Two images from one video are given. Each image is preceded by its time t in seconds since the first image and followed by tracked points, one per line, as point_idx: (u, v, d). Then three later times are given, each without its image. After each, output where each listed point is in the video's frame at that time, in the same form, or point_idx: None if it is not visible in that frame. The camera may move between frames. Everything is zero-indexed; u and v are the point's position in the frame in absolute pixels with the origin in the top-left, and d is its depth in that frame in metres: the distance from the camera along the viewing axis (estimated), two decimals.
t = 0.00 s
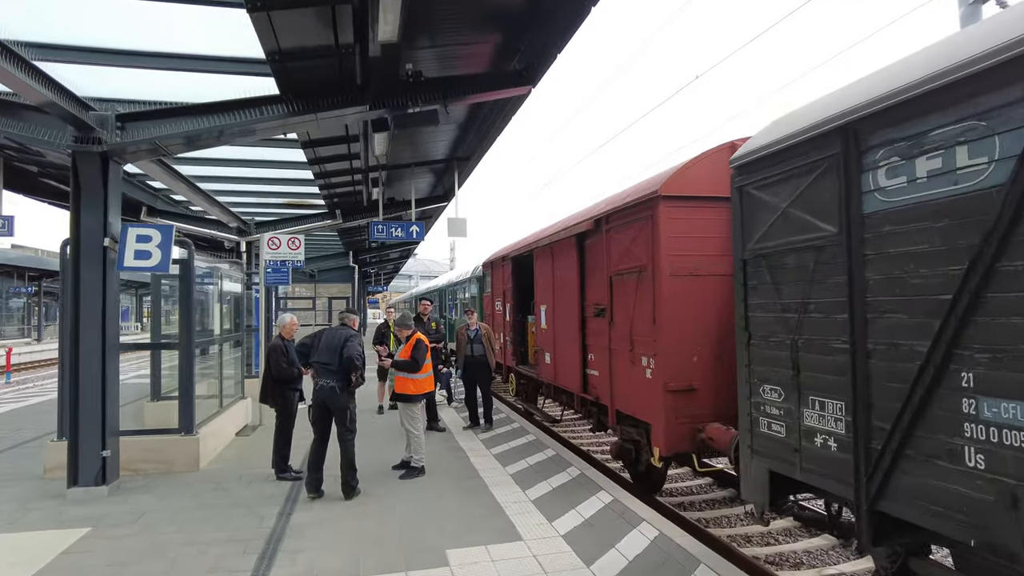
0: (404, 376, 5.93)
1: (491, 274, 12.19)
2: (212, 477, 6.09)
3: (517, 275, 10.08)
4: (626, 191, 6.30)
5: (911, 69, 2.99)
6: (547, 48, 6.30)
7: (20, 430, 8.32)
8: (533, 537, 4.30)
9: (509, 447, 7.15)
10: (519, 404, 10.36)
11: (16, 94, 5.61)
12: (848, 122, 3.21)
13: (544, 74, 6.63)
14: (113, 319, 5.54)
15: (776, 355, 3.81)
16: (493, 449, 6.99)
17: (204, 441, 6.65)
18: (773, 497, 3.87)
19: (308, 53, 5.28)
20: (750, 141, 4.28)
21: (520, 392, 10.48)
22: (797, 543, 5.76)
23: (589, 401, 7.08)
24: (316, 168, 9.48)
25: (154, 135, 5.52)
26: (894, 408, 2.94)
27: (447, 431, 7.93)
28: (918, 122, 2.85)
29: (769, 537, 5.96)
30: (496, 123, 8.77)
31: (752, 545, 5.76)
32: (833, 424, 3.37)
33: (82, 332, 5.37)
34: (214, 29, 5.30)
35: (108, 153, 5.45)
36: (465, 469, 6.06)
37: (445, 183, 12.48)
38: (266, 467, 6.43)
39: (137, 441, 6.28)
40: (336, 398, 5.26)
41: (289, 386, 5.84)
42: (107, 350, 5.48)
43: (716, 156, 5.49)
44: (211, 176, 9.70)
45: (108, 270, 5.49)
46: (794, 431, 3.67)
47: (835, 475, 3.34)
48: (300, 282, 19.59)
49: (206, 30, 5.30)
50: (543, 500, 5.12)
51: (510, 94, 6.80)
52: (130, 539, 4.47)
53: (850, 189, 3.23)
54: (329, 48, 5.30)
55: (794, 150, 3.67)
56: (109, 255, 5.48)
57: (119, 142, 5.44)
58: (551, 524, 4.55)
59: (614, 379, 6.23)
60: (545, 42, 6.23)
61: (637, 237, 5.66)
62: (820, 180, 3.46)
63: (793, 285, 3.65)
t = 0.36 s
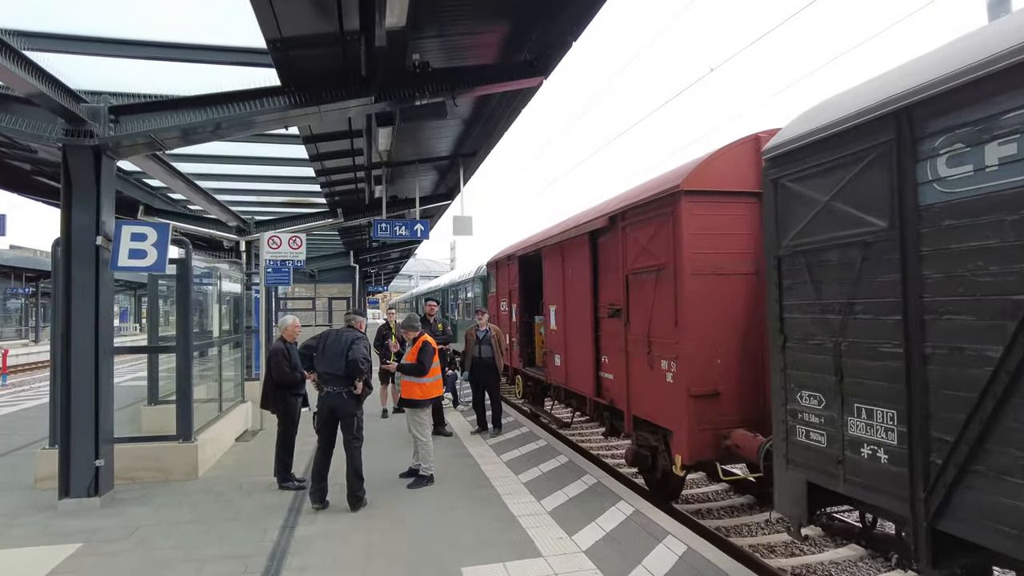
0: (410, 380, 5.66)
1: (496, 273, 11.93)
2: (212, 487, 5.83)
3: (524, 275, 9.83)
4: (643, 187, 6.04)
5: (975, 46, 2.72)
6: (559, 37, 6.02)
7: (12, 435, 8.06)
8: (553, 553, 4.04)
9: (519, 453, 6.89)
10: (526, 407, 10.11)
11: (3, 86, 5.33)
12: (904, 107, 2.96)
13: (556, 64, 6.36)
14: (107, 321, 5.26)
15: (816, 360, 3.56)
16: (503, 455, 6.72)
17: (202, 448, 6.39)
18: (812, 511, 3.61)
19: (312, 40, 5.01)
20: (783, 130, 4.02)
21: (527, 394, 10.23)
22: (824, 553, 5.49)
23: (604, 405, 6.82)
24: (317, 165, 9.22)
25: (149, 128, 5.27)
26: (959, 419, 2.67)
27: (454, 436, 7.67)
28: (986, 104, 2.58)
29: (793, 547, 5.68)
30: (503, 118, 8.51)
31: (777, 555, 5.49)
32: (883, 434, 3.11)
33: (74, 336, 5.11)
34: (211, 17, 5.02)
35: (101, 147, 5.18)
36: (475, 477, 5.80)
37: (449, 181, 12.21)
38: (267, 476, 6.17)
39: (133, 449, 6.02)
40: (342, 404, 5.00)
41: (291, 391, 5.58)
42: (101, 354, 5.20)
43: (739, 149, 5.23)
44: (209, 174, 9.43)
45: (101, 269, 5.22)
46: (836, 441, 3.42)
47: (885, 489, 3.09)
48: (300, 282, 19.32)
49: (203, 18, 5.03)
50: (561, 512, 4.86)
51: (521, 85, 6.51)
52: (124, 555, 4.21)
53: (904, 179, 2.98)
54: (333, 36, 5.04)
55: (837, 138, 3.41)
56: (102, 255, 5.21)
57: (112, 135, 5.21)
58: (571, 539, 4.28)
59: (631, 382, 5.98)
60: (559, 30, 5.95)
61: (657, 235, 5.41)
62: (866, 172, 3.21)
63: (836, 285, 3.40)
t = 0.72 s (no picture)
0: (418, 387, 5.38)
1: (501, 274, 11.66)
2: (210, 498, 5.54)
3: (533, 276, 9.56)
4: (663, 183, 5.77)
5: None
6: (576, 26, 5.73)
7: (3, 442, 7.76)
8: None
9: (531, 461, 6.60)
10: (534, 412, 9.81)
11: None
12: (974, 91, 2.68)
13: (572, 55, 6.10)
14: (99, 325, 4.97)
15: (865, 368, 3.28)
16: (515, 465, 6.44)
17: (201, 458, 6.10)
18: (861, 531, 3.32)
19: (316, 28, 4.73)
20: (824, 120, 3.75)
21: (534, 399, 9.94)
22: (855, 568, 5.20)
23: (619, 412, 6.55)
24: (320, 163, 8.94)
25: (144, 120, 4.98)
26: None
27: (462, 443, 7.38)
28: None
29: (821, 562, 5.35)
30: (513, 114, 8.25)
31: (805, 570, 5.19)
32: (947, 450, 2.80)
33: (64, 340, 4.82)
34: (210, 4, 4.74)
35: (93, 141, 4.88)
36: (487, 489, 5.52)
37: (453, 180, 11.94)
38: (268, 486, 5.88)
39: (127, 459, 5.73)
40: (347, 413, 4.72)
41: (296, 398, 5.30)
42: (93, 359, 4.91)
43: (766, 143, 4.99)
44: (208, 172, 9.15)
45: (94, 270, 4.93)
46: (890, 456, 3.12)
47: (949, 512, 2.79)
48: (300, 283, 19.04)
49: (202, 4, 4.74)
50: (581, 529, 4.57)
51: (535, 77, 6.23)
52: None
53: (972, 170, 2.70)
54: (340, 23, 4.76)
55: (890, 128, 3.14)
56: (94, 254, 4.92)
57: (105, 128, 4.90)
58: (596, 560, 4.00)
59: (650, 388, 5.70)
60: (576, 19, 5.67)
61: (680, 234, 5.15)
62: (927, 163, 2.94)
63: (889, 286, 3.12)
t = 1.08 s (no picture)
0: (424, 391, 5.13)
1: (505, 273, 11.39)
2: (206, 509, 5.26)
3: (539, 274, 9.29)
4: (681, 175, 5.50)
5: None
6: (590, 10, 5.45)
7: None
8: None
9: (542, 467, 6.32)
10: (540, 414, 9.54)
11: None
12: None
13: (585, 42, 5.83)
14: (88, 327, 4.68)
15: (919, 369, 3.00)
16: (525, 470, 6.16)
17: (197, 466, 5.82)
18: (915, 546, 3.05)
19: (317, 9, 4.45)
20: (867, 101, 3.47)
21: (540, 400, 9.67)
22: None
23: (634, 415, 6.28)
24: (319, 158, 8.66)
25: (135, 109, 4.67)
26: None
27: (469, 447, 7.11)
28: None
29: (850, 571, 5.08)
30: (519, 107, 7.98)
31: None
32: (1022, 461, 2.51)
33: (50, 344, 4.52)
34: None
35: (80, 130, 4.58)
36: (498, 497, 5.24)
37: (455, 176, 11.66)
38: (268, 496, 5.60)
39: (119, 468, 5.44)
40: (351, 421, 4.45)
41: (297, 403, 5.02)
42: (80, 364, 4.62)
43: (793, 131, 4.72)
44: (203, 169, 8.86)
45: (81, 269, 4.64)
46: (950, 466, 2.83)
47: None
48: (298, 284, 18.75)
49: None
50: (602, 543, 4.28)
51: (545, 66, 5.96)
52: None
53: None
54: (342, 4, 4.48)
55: (949, 108, 2.87)
56: (82, 252, 4.63)
57: (93, 118, 4.59)
58: None
59: (669, 390, 5.43)
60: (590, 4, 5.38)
61: (703, 228, 4.87)
62: (995, 144, 2.66)
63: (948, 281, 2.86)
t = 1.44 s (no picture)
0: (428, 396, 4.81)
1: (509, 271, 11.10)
2: (200, 522, 4.95)
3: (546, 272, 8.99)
4: (702, 166, 5.20)
5: None
6: None
7: None
8: None
9: (553, 473, 6.02)
10: (546, 416, 9.25)
11: None
12: None
13: (599, 25, 5.54)
14: (69, 330, 4.36)
15: (988, 371, 2.68)
16: (536, 478, 5.85)
17: (189, 475, 5.51)
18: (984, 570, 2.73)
19: None
20: (919, 76, 3.15)
21: (547, 402, 9.37)
22: None
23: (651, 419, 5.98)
24: (318, 153, 8.34)
25: (120, 95, 4.35)
26: None
27: (477, 453, 6.80)
28: None
29: None
30: (526, 98, 7.68)
31: None
32: None
33: (30, 348, 4.21)
34: None
35: (60, 118, 4.25)
36: (510, 508, 4.93)
37: (457, 172, 11.35)
38: (265, 507, 5.29)
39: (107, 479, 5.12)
40: (355, 431, 4.15)
41: (297, 410, 4.71)
42: (62, 369, 4.29)
43: (825, 116, 4.41)
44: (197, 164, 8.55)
45: (63, 267, 4.31)
46: None
47: None
48: (297, 284, 18.40)
49: None
50: (625, 560, 3.97)
51: (556, 50, 5.65)
52: None
53: None
54: None
55: None
56: (64, 249, 4.31)
57: (74, 104, 4.26)
58: None
59: (691, 393, 5.13)
60: None
61: (729, 220, 4.57)
62: None
63: None
